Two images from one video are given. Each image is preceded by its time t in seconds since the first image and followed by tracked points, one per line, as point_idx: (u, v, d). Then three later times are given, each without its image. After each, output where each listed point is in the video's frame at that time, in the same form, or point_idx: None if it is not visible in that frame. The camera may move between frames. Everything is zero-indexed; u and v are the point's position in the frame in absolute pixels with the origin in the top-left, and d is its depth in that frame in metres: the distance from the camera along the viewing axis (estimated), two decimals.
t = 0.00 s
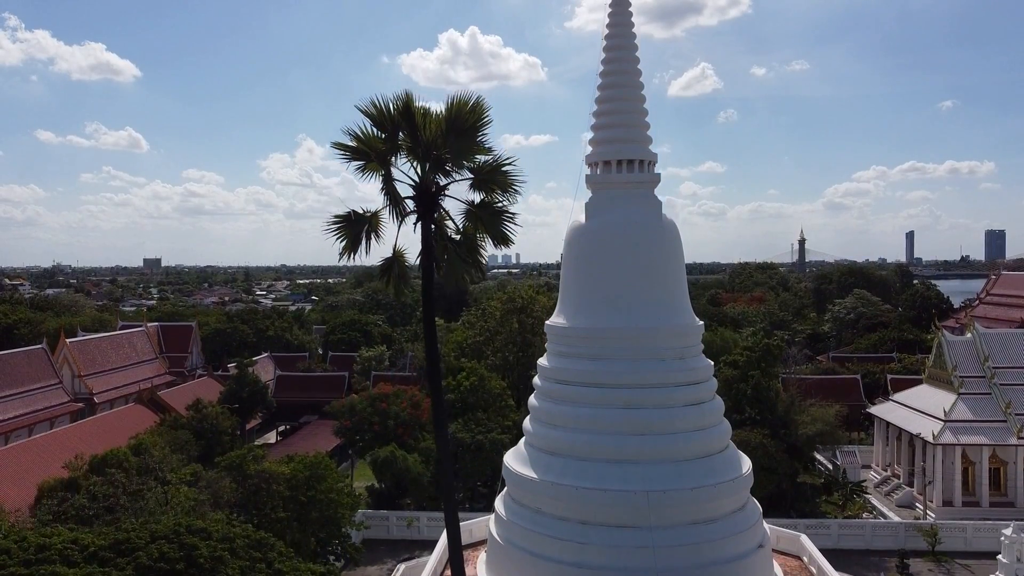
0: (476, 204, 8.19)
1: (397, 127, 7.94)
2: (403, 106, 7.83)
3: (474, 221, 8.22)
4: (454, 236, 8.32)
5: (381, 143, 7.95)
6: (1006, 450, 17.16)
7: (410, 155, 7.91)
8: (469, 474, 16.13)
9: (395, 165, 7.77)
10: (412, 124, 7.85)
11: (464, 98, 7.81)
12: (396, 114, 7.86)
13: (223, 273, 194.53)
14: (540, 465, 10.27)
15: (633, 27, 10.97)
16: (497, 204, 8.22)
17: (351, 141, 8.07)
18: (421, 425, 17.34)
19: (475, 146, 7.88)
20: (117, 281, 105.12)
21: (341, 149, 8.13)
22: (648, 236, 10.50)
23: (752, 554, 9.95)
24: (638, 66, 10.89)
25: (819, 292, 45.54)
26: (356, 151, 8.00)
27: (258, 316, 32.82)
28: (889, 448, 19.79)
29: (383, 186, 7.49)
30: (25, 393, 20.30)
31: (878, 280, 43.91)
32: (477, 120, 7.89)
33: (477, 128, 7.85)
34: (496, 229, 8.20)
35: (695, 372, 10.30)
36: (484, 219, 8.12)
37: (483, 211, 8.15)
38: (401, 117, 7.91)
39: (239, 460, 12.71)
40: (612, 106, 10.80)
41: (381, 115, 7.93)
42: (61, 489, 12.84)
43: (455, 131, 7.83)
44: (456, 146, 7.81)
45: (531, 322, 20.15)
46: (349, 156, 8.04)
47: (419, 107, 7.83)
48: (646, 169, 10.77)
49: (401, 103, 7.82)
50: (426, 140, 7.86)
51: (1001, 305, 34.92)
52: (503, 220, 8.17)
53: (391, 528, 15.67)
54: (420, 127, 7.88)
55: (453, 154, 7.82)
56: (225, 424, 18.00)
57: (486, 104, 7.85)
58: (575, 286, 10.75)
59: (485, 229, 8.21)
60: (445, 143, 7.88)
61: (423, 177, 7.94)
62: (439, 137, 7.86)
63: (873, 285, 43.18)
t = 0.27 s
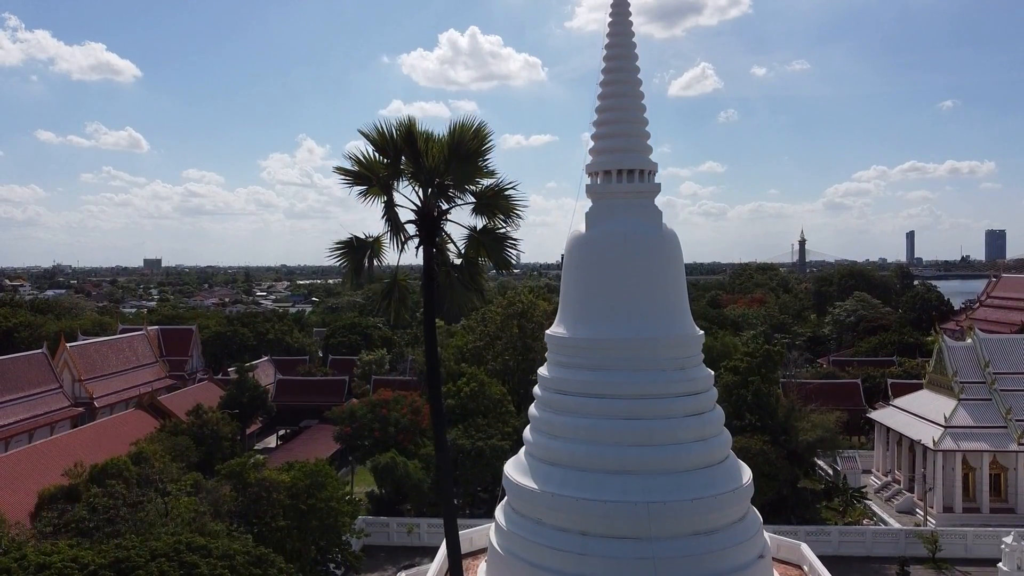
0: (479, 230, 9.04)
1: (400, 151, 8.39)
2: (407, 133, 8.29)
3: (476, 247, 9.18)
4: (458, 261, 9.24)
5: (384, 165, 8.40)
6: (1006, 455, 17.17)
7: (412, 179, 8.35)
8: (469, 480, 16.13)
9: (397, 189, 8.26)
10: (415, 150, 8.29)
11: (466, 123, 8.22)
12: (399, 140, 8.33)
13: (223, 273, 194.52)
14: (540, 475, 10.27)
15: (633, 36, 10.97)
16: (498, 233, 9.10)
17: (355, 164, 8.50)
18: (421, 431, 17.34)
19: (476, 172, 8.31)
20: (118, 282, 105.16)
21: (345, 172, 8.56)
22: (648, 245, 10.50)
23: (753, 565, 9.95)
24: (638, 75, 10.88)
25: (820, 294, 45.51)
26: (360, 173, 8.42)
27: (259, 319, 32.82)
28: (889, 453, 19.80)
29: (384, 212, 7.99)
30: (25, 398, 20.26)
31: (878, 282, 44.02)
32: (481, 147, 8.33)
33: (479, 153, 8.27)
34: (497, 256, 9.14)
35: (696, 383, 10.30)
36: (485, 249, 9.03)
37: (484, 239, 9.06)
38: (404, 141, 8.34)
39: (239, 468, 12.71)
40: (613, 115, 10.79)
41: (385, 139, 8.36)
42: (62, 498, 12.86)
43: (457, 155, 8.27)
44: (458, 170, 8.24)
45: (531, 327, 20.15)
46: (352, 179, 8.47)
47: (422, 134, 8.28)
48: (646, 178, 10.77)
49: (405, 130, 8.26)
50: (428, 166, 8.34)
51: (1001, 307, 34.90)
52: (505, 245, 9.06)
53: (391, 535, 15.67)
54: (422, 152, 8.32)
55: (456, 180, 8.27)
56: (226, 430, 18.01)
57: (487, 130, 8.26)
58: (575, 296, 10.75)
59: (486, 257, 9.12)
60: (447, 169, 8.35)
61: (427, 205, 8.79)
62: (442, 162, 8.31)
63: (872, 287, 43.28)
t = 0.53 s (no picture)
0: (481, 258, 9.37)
1: (405, 181, 8.92)
2: (412, 164, 8.84)
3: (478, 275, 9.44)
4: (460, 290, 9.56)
5: (389, 196, 8.92)
6: (1006, 462, 17.16)
7: (417, 207, 8.90)
8: (469, 487, 16.13)
9: (401, 217, 8.76)
10: (419, 180, 8.87)
11: (469, 154, 8.82)
12: (404, 170, 8.88)
13: (223, 273, 194.43)
14: (540, 487, 10.27)
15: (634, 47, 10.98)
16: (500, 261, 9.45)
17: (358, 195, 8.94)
18: (422, 438, 17.35)
19: (479, 200, 8.93)
20: (118, 282, 105.13)
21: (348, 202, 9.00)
22: (649, 257, 10.49)
23: None
24: (638, 86, 10.88)
25: (820, 296, 45.50)
26: (366, 203, 8.92)
27: (259, 322, 32.81)
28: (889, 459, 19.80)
29: (391, 240, 8.48)
30: (26, 404, 20.29)
31: (879, 284, 44.03)
32: (483, 177, 8.95)
33: (482, 182, 8.87)
34: (500, 284, 9.49)
35: (696, 394, 10.29)
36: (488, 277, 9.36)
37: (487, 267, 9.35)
38: (409, 171, 8.90)
39: (239, 478, 12.73)
40: (613, 125, 10.79)
41: (390, 171, 8.88)
42: (63, 507, 12.88)
43: (461, 184, 8.88)
44: (461, 199, 8.86)
45: (531, 332, 20.15)
46: (355, 208, 8.90)
47: (427, 165, 8.85)
48: (646, 189, 10.77)
49: (411, 162, 8.82)
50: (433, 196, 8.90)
51: (1002, 310, 34.91)
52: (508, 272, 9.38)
53: (391, 542, 15.68)
54: (426, 182, 8.90)
55: (461, 209, 8.89)
56: (226, 436, 18.02)
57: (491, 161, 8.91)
58: (575, 307, 10.75)
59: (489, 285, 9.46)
60: (450, 198, 8.91)
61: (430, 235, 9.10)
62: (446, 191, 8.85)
63: (873, 289, 43.32)
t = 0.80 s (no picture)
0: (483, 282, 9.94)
1: (407, 206, 9.54)
2: (415, 192, 9.46)
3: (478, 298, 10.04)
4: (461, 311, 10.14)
5: (391, 222, 9.53)
6: (1006, 468, 17.17)
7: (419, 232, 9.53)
8: (470, 494, 16.15)
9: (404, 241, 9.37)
10: (422, 206, 9.49)
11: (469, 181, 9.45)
12: (407, 197, 9.50)
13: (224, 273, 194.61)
14: (540, 498, 10.26)
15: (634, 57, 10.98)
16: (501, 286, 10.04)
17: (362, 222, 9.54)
18: (422, 444, 17.36)
19: (478, 225, 9.56)
20: (117, 283, 105.09)
21: (350, 227, 9.57)
22: (649, 267, 10.48)
23: None
24: (638, 96, 10.88)
25: (821, 299, 45.49)
26: (371, 227, 9.54)
27: (259, 325, 32.81)
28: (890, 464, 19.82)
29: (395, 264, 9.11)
30: (26, 409, 20.29)
31: (879, 287, 44.02)
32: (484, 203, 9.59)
33: (481, 207, 9.51)
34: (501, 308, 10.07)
35: (696, 405, 10.28)
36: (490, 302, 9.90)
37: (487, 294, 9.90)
38: (411, 198, 9.51)
39: (239, 486, 12.77)
40: (613, 135, 10.79)
41: (394, 198, 9.51)
42: (64, 514, 12.90)
43: (462, 211, 9.52)
44: (461, 223, 9.49)
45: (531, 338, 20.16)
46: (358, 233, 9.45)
47: (430, 193, 9.45)
48: (646, 199, 10.77)
49: (414, 190, 9.44)
50: (435, 221, 9.54)
51: (1002, 312, 34.89)
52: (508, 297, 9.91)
53: (392, 548, 15.68)
54: (428, 208, 9.52)
55: (462, 233, 9.52)
56: (227, 442, 18.05)
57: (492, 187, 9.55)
58: (575, 317, 10.75)
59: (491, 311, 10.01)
60: (451, 223, 9.55)
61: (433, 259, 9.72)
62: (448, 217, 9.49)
63: (873, 292, 43.32)
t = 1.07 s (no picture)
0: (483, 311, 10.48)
1: (410, 236, 10.18)
2: (420, 223, 10.09)
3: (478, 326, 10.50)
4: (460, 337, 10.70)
5: (395, 251, 10.17)
6: (1006, 475, 17.16)
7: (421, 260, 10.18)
8: (470, 501, 16.16)
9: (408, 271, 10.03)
10: (424, 235, 10.13)
11: (472, 215, 10.13)
12: (411, 228, 10.14)
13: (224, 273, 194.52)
14: (540, 510, 10.27)
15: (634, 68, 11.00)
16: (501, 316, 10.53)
17: (366, 249, 10.16)
18: (422, 451, 17.38)
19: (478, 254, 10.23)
20: (117, 284, 105.05)
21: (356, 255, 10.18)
22: (649, 279, 10.49)
23: None
24: (639, 108, 10.90)
25: (821, 301, 45.46)
26: (376, 255, 10.18)
27: (260, 329, 32.81)
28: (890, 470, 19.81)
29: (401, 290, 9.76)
30: (27, 414, 20.33)
31: (880, 289, 44.00)
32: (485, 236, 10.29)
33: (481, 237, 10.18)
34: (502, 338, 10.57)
35: (696, 417, 10.28)
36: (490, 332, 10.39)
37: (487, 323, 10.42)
38: (414, 228, 10.14)
39: (240, 496, 12.79)
40: (613, 147, 10.80)
41: (398, 228, 10.14)
42: (63, 522, 12.92)
43: (464, 242, 10.21)
44: (462, 252, 10.18)
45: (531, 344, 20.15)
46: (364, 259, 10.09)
47: (434, 224, 10.10)
48: (647, 211, 10.78)
49: (419, 221, 10.08)
50: (438, 251, 10.19)
51: (1002, 316, 34.87)
52: (508, 326, 10.41)
53: (392, 556, 15.68)
54: (431, 238, 10.16)
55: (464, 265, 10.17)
56: (227, 448, 18.06)
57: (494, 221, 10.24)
58: (575, 329, 10.76)
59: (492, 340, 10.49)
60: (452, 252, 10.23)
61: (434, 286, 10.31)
62: (451, 248, 10.18)
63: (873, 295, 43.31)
